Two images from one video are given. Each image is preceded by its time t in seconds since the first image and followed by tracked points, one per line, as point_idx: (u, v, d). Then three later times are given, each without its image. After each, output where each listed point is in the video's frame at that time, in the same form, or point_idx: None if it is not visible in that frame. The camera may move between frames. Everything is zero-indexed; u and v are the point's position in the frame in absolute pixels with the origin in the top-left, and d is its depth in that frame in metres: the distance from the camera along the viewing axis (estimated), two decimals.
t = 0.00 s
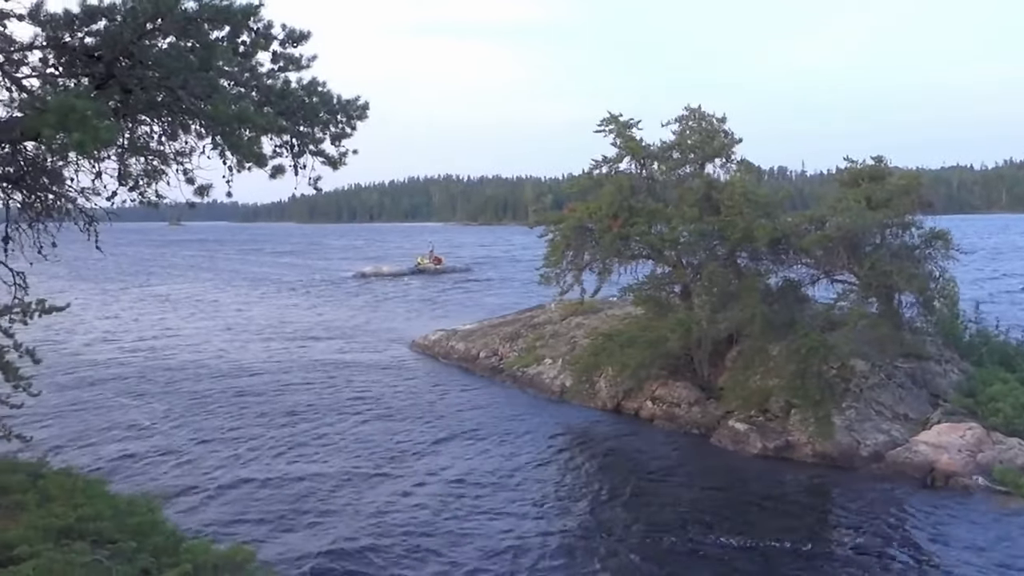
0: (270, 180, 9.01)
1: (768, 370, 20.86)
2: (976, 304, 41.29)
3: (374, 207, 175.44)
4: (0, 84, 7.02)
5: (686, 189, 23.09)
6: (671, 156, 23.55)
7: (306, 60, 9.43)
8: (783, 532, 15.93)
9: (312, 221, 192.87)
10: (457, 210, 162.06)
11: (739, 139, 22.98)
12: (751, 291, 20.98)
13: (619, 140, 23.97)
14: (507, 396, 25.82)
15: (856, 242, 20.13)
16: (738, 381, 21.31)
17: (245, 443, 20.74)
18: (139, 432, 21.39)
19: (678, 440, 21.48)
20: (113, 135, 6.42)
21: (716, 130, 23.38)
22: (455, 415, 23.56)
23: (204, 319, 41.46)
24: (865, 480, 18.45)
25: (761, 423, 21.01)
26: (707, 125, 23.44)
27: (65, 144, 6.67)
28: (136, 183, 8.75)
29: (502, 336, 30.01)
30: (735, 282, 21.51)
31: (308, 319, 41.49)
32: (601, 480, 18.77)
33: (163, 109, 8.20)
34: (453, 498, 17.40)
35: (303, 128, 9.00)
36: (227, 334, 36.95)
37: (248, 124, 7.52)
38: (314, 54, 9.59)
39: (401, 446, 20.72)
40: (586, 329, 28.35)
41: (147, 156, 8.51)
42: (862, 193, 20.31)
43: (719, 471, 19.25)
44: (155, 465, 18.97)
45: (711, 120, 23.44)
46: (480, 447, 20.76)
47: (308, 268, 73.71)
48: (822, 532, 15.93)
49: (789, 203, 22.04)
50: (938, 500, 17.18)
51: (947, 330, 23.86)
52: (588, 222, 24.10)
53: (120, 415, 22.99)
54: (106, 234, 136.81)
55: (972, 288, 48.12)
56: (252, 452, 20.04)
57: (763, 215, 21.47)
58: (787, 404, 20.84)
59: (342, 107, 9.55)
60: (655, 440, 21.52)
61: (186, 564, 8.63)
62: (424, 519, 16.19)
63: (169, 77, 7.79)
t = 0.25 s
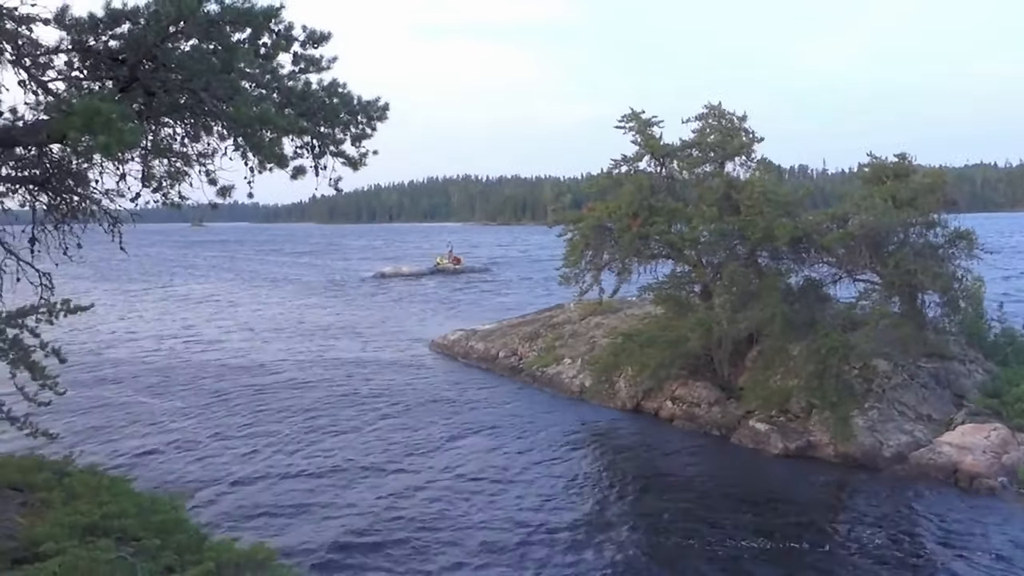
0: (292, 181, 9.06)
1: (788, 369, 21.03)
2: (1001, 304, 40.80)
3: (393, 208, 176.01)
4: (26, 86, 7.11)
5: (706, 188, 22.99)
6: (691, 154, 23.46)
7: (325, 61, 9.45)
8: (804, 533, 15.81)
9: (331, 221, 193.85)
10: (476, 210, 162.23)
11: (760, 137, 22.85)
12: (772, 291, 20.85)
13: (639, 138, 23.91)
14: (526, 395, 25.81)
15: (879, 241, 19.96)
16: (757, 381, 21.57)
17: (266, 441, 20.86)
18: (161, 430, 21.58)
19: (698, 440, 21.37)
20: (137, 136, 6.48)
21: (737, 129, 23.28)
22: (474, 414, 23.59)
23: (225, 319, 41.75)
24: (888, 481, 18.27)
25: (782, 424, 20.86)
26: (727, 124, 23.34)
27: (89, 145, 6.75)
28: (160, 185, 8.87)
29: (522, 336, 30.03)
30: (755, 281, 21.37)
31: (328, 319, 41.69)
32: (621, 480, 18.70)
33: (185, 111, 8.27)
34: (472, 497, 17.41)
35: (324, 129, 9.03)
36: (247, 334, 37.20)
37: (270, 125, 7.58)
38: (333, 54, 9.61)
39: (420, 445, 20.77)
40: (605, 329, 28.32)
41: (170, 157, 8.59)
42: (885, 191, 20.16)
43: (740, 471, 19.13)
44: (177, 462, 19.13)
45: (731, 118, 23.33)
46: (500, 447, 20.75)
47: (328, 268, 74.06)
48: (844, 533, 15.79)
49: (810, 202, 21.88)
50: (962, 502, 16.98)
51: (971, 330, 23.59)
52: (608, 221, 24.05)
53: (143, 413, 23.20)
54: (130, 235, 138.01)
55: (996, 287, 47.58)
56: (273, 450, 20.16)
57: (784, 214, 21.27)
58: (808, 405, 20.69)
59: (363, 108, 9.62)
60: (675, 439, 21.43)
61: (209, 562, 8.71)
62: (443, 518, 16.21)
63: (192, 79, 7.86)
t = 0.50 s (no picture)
0: (317, 180, 9.07)
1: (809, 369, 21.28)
2: None
3: (416, 207, 176.48)
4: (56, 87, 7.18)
5: (731, 187, 22.81)
6: (716, 153, 23.29)
7: (348, 60, 9.42)
8: (830, 536, 15.62)
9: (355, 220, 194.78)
10: (499, 209, 162.23)
11: (786, 136, 22.63)
12: (798, 291, 20.66)
13: (664, 137, 23.78)
14: (549, 395, 25.75)
15: (906, 241, 19.71)
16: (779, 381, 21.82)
17: (290, 440, 20.99)
18: (186, 428, 21.78)
19: (722, 441, 21.21)
20: (165, 137, 6.52)
21: (763, 127, 23.07)
22: (497, 414, 23.57)
23: (249, 318, 42.06)
24: (916, 484, 18.02)
25: (807, 425, 20.65)
26: (753, 123, 23.13)
27: (117, 145, 6.79)
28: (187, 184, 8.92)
29: (544, 336, 29.99)
30: (781, 281, 21.17)
31: (351, 318, 41.86)
32: (644, 482, 18.60)
33: (212, 113, 8.34)
34: (493, 497, 17.41)
35: (348, 129, 9.02)
36: (271, 333, 37.44)
37: (294, 124, 7.58)
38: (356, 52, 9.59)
39: (443, 445, 20.79)
40: (628, 329, 28.23)
41: (197, 158, 8.67)
42: (913, 189, 19.89)
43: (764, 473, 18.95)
44: (203, 461, 19.29)
45: (757, 116, 23.12)
46: (522, 447, 20.73)
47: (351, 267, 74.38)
48: (871, 536, 15.59)
49: (837, 201, 21.62)
50: (992, 506, 16.70)
51: (1002, 332, 23.20)
52: (631, 221, 23.92)
53: (169, 411, 23.43)
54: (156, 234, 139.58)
55: None
56: (296, 449, 20.27)
57: (810, 213, 20.98)
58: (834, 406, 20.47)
59: (388, 108, 9.63)
60: (699, 440, 21.27)
61: (234, 558, 8.77)
62: (466, 518, 16.22)
63: (219, 80, 7.92)
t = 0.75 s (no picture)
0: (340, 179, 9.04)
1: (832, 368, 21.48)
2: None
3: (436, 207, 176.82)
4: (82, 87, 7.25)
5: (753, 186, 22.64)
6: (738, 152, 23.14)
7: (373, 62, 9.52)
8: (852, 538, 15.47)
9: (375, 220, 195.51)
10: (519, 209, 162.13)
11: (810, 135, 22.44)
12: (821, 290, 20.49)
13: (685, 136, 23.68)
14: (568, 394, 25.72)
15: (931, 240, 19.54)
16: (801, 381, 21.98)
17: (310, 437, 21.12)
18: (208, 425, 21.99)
19: (743, 441, 21.08)
20: (189, 136, 6.57)
21: (787, 126, 22.87)
22: (516, 413, 23.57)
23: (271, 316, 42.36)
24: (940, 486, 17.80)
25: (830, 426, 20.48)
26: (777, 121, 22.92)
27: (142, 145, 6.86)
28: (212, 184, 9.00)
29: (565, 335, 29.95)
30: (803, 280, 20.99)
31: (372, 317, 42.03)
32: (664, 482, 18.47)
33: (236, 113, 8.42)
34: (512, 495, 17.41)
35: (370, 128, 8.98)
36: (292, 331, 37.69)
37: (316, 124, 7.60)
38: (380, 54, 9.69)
39: (462, 443, 20.82)
40: (649, 329, 28.13)
41: (221, 158, 8.76)
42: (937, 188, 19.67)
43: (785, 473, 18.81)
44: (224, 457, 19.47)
45: (780, 115, 22.92)
46: (541, 446, 20.71)
47: (372, 267, 74.66)
48: (893, 538, 15.42)
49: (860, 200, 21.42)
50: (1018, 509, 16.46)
51: None
52: (652, 220, 23.81)
53: (191, 408, 23.66)
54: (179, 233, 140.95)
55: None
56: (316, 446, 20.39)
57: (833, 213, 20.79)
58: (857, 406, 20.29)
59: (409, 109, 9.67)
60: (720, 440, 21.16)
61: (256, 555, 8.80)
62: (484, 515, 16.23)
63: (242, 80, 7.98)
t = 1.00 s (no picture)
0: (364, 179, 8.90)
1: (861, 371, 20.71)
2: None
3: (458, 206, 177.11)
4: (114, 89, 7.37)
5: (779, 186, 22.44)
6: (763, 151, 22.95)
7: (398, 61, 9.54)
8: (877, 540, 15.34)
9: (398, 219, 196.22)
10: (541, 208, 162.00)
11: (836, 134, 22.21)
12: (847, 290, 20.26)
13: (709, 135, 23.54)
14: (591, 394, 25.70)
15: (959, 241, 19.32)
16: (828, 382, 21.57)
17: (334, 435, 21.28)
18: (233, 422, 22.24)
19: (767, 443, 20.96)
20: (218, 136, 6.65)
21: (812, 125, 22.64)
22: (538, 413, 23.61)
23: (295, 315, 42.70)
24: (968, 489, 17.59)
25: (856, 428, 20.28)
26: (802, 120, 22.70)
27: (171, 144, 6.92)
28: (238, 184, 9.08)
29: (587, 335, 29.90)
30: (829, 281, 20.80)
31: (394, 316, 42.22)
32: (687, 483, 18.43)
33: (263, 114, 8.50)
34: (535, 494, 17.45)
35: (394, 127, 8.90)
36: (316, 330, 37.97)
37: (342, 124, 7.65)
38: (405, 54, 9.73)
39: (484, 442, 20.90)
40: (672, 329, 28.01)
41: (248, 158, 8.85)
42: (966, 188, 19.43)
43: (810, 475, 18.68)
44: (250, 454, 19.69)
45: (806, 114, 22.70)
46: (563, 445, 20.74)
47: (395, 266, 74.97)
48: (920, 541, 15.27)
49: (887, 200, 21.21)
50: None
51: None
52: (676, 220, 23.68)
53: (217, 406, 23.93)
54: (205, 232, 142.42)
55: None
56: (340, 444, 20.56)
57: (859, 212, 20.62)
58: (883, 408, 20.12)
59: (434, 108, 9.71)
60: (743, 441, 21.05)
61: (281, 551, 8.86)
62: (507, 514, 16.29)
63: (270, 81, 8.05)
